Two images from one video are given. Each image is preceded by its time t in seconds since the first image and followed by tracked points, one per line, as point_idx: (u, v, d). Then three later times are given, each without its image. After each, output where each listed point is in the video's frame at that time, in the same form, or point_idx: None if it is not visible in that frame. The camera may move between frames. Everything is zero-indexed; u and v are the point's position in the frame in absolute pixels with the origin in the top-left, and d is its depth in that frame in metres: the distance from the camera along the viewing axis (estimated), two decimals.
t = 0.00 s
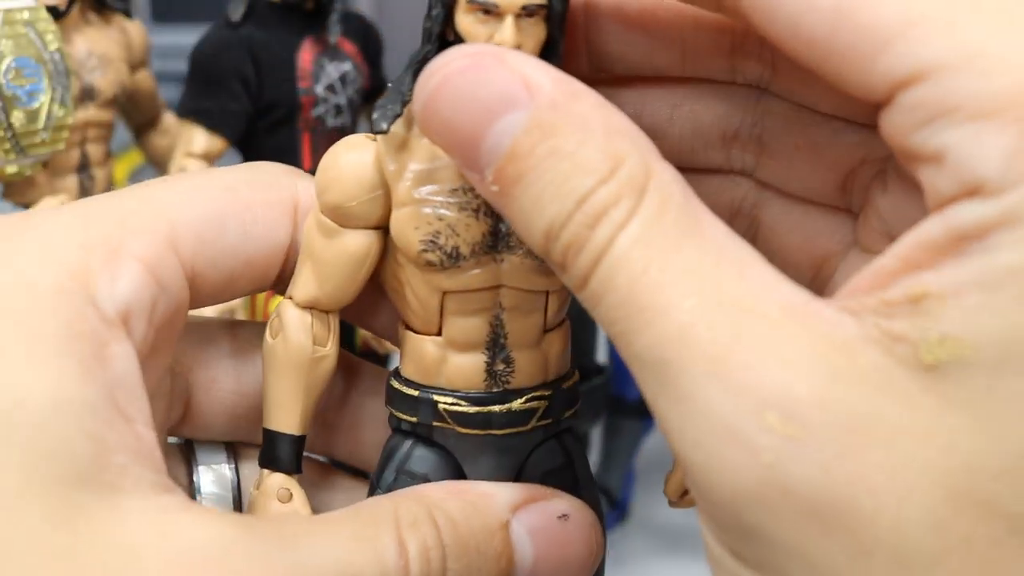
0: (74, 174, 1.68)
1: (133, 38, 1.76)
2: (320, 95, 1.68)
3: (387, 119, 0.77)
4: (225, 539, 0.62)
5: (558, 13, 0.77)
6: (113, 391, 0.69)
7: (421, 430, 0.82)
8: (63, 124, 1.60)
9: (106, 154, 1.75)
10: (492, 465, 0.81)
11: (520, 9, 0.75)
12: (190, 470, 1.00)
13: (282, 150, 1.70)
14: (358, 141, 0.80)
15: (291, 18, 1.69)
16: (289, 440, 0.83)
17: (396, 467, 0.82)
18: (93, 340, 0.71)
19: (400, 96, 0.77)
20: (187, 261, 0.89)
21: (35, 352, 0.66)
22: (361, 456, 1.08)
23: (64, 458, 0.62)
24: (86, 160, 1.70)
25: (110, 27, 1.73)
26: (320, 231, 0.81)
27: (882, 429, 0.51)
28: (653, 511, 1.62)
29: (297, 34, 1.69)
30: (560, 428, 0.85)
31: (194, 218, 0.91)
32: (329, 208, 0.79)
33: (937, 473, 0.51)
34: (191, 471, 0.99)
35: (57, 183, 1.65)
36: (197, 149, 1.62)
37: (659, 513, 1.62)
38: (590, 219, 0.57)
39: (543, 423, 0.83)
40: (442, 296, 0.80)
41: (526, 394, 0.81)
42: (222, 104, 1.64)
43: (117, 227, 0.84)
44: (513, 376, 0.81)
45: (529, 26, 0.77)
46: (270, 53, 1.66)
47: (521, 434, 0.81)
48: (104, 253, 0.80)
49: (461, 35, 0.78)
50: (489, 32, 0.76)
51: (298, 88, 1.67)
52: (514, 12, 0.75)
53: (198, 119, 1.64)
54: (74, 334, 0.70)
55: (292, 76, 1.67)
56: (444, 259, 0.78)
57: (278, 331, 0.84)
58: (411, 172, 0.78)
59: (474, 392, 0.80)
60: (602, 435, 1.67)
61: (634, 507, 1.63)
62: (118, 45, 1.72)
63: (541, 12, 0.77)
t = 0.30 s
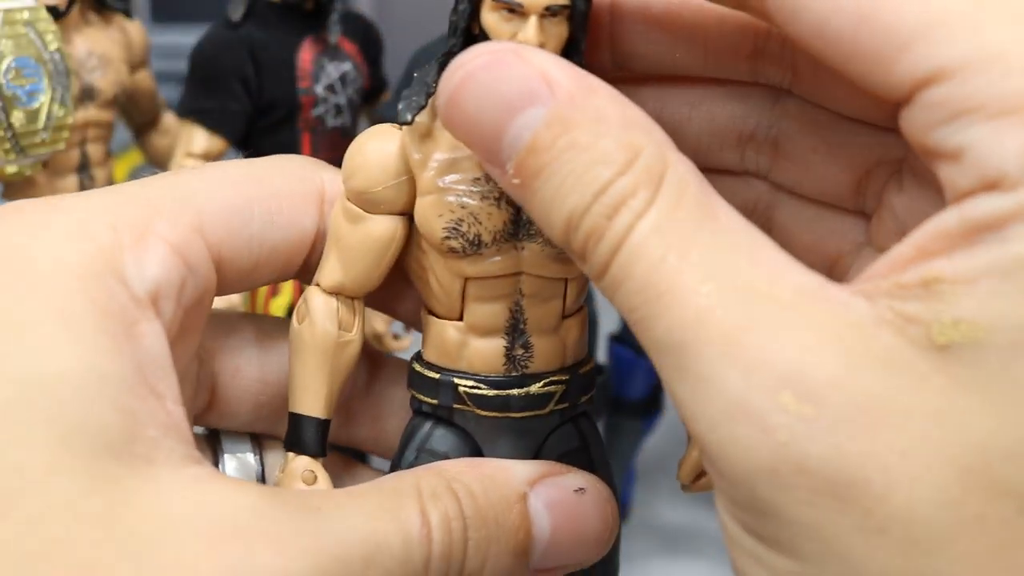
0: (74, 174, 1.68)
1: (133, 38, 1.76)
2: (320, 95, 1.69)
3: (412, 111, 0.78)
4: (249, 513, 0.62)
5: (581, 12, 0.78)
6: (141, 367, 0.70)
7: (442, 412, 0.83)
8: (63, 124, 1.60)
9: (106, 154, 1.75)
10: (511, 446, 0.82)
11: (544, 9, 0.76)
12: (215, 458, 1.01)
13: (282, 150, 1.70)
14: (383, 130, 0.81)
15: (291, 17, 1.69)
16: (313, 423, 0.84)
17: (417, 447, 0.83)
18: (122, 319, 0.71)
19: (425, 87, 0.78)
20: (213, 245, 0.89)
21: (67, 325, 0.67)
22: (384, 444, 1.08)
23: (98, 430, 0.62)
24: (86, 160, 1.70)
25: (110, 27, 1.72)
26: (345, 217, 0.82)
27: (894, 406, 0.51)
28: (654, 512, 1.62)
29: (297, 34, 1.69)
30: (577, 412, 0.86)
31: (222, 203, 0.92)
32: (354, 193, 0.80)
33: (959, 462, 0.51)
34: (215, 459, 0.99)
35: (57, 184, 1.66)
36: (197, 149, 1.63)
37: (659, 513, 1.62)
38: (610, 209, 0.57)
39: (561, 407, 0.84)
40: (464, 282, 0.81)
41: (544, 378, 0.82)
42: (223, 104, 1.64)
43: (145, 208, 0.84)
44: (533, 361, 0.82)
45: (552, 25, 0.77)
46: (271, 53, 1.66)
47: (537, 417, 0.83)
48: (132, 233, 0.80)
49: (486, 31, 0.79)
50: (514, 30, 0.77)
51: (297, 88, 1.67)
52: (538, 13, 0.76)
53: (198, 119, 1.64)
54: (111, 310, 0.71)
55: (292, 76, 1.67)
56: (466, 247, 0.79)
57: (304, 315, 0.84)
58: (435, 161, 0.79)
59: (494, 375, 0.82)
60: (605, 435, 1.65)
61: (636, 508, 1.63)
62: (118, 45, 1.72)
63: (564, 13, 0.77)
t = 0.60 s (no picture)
0: (74, 174, 1.69)
1: (133, 37, 1.75)
2: (320, 95, 1.69)
3: (417, 110, 0.83)
4: (252, 503, 0.62)
5: (585, 14, 0.82)
6: (149, 360, 0.70)
7: (442, 411, 0.86)
8: (62, 124, 1.61)
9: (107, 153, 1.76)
10: (509, 445, 0.86)
11: (548, 10, 0.81)
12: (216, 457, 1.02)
13: (281, 149, 1.70)
14: (388, 129, 0.85)
15: (292, 18, 1.69)
16: (313, 421, 0.85)
17: (418, 446, 0.86)
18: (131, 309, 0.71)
19: (430, 87, 0.84)
20: (217, 243, 0.91)
21: (77, 313, 0.67)
22: (386, 446, 1.07)
23: (104, 419, 0.63)
24: (86, 160, 1.70)
25: (110, 26, 1.72)
26: (347, 215, 0.85)
27: None
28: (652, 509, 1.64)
29: (297, 35, 1.68)
30: (578, 413, 0.89)
31: (227, 202, 0.93)
32: (359, 193, 0.84)
33: None
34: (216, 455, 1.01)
35: (57, 183, 1.67)
36: (197, 148, 1.62)
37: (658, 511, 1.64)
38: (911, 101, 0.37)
39: (561, 407, 0.87)
40: (465, 280, 0.84)
41: (544, 378, 0.85)
42: (222, 104, 1.64)
43: (153, 205, 0.86)
44: (532, 360, 0.86)
45: (555, 26, 0.82)
46: (270, 53, 1.66)
47: (538, 416, 0.86)
48: (140, 228, 0.82)
49: (491, 32, 0.83)
50: (519, 28, 0.81)
51: (297, 88, 1.68)
52: (543, 14, 0.81)
53: (198, 118, 1.64)
54: (114, 298, 0.71)
55: (292, 76, 1.67)
56: (468, 244, 0.82)
57: (305, 314, 0.86)
58: (436, 160, 0.83)
59: (494, 375, 0.85)
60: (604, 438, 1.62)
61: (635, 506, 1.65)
62: (118, 44, 1.71)
63: (570, 13, 0.82)
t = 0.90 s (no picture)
0: (74, 174, 1.68)
1: (133, 38, 1.75)
2: (320, 95, 1.69)
3: (442, 112, 0.83)
4: (282, 520, 0.65)
5: (610, 14, 0.83)
6: (168, 389, 0.73)
7: (470, 412, 0.87)
8: (63, 124, 1.60)
9: (107, 153, 1.75)
10: (538, 445, 0.87)
11: (574, 10, 0.81)
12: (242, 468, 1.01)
13: (281, 149, 1.70)
14: (412, 130, 0.85)
15: (293, 19, 1.69)
16: (341, 422, 0.85)
17: (445, 447, 0.87)
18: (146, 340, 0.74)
19: (455, 89, 0.84)
20: (234, 265, 0.92)
21: (96, 345, 0.70)
22: (410, 448, 1.08)
23: (120, 452, 0.66)
24: (86, 160, 1.70)
25: (110, 26, 1.72)
26: (372, 216, 0.85)
27: None
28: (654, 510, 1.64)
29: (297, 34, 1.68)
30: (606, 413, 0.89)
31: (245, 222, 0.94)
32: (383, 194, 0.84)
33: None
34: (242, 468, 1.00)
35: (56, 183, 1.66)
36: (197, 148, 1.62)
37: (660, 512, 1.64)
38: None
39: (591, 407, 0.87)
40: (492, 281, 0.85)
41: (573, 378, 0.86)
42: (222, 103, 1.64)
43: (168, 230, 0.88)
44: (561, 361, 0.86)
45: (580, 27, 0.83)
46: (270, 52, 1.66)
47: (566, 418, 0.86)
48: (154, 254, 0.84)
49: (516, 32, 0.83)
50: (544, 29, 0.82)
51: (297, 88, 1.68)
52: (569, 14, 0.81)
53: (199, 118, 1.63)
54: (125, 333, 0.73)
55: (292, 75, 1.67)
56: (495, 246, 0.83)
57: (330, 315, 0.86)
58: (462, 161, 0.84)
59: (522, 375, 0.85)
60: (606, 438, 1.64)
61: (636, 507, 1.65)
62: (117, 44, 1.71)
63: (594, 14, 0.82)
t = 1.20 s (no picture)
0: (109, 174, 1.72)
1: (167, 40, 1.79)
2: (351, 97, 1.73)
3: (492, 118, 0.90)
4: None
5: (658, 21, 0.91)
6: (201, 485, 0.78)
7: (512, 411, 0.94)
8: (99, 125, 1.64)
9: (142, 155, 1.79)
10: (578, 443, 0.93)
11: (625, 17, 0.88)
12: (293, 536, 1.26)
13: (313, 150, 1.73)
14: (459, 136, 0.91)
15: (324, 22, 1.72)
16: (388, 420, 0.92)
17: (489, 444, 0.94)
18: (172, 446, 0.80)
19: (504, 95, 0.91)
20: (257, 363, 1.04)
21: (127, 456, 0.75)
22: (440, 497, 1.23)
23: (171, 555, 0.69)
24: (121, 160, 1.74)
25: (146, 30, 1.76)
26: (421, 222, 0.91)
27: None
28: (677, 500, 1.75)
29: (329, 38, 1.72)
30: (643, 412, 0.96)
31: (269, 324, 1.06)
32: (432, 198, 0.89)
33: None
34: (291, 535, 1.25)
35: (92, 183, 1.69)
36: (232, 149, 1.66)
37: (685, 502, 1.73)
38: None
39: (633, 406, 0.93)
40: (537, 285, 0.91)
41: (613, 379, 0.91)
42: (256, 105, 1.67)
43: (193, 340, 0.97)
44: (602, 362, 0.92)
45: (632, 31, 0.89)
46: (303, 55, 1.69)
47: (602, 412, 0.92)
48: (177, 365, 0.92)
49: (564, 38, 0.90)
50: (593, 35, 0.88)
51: (330, 90, 1.71)
52: (619, 21, 0.88)
53: (231, 119, 1.66)
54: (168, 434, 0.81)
55: (325, 78, 1.70)
56: (541, 250, 0.89)
57: (379, 318, 0.93)
58: (509, 167, 0.89)
59: (563, 375, 0.91)
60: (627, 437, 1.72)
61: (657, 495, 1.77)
62: (152, 47, 1.75)
63: (642, 20, 0.89)
